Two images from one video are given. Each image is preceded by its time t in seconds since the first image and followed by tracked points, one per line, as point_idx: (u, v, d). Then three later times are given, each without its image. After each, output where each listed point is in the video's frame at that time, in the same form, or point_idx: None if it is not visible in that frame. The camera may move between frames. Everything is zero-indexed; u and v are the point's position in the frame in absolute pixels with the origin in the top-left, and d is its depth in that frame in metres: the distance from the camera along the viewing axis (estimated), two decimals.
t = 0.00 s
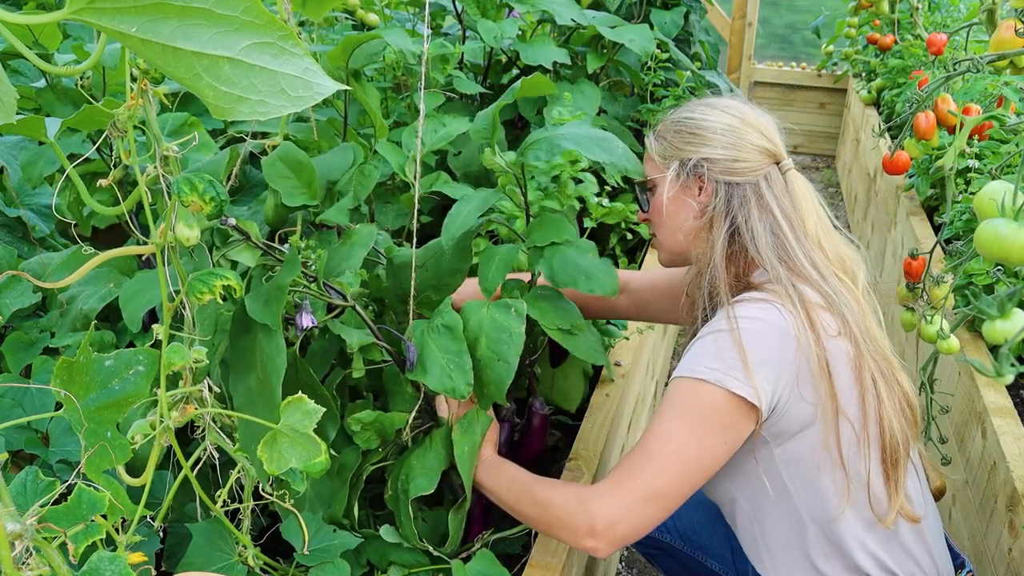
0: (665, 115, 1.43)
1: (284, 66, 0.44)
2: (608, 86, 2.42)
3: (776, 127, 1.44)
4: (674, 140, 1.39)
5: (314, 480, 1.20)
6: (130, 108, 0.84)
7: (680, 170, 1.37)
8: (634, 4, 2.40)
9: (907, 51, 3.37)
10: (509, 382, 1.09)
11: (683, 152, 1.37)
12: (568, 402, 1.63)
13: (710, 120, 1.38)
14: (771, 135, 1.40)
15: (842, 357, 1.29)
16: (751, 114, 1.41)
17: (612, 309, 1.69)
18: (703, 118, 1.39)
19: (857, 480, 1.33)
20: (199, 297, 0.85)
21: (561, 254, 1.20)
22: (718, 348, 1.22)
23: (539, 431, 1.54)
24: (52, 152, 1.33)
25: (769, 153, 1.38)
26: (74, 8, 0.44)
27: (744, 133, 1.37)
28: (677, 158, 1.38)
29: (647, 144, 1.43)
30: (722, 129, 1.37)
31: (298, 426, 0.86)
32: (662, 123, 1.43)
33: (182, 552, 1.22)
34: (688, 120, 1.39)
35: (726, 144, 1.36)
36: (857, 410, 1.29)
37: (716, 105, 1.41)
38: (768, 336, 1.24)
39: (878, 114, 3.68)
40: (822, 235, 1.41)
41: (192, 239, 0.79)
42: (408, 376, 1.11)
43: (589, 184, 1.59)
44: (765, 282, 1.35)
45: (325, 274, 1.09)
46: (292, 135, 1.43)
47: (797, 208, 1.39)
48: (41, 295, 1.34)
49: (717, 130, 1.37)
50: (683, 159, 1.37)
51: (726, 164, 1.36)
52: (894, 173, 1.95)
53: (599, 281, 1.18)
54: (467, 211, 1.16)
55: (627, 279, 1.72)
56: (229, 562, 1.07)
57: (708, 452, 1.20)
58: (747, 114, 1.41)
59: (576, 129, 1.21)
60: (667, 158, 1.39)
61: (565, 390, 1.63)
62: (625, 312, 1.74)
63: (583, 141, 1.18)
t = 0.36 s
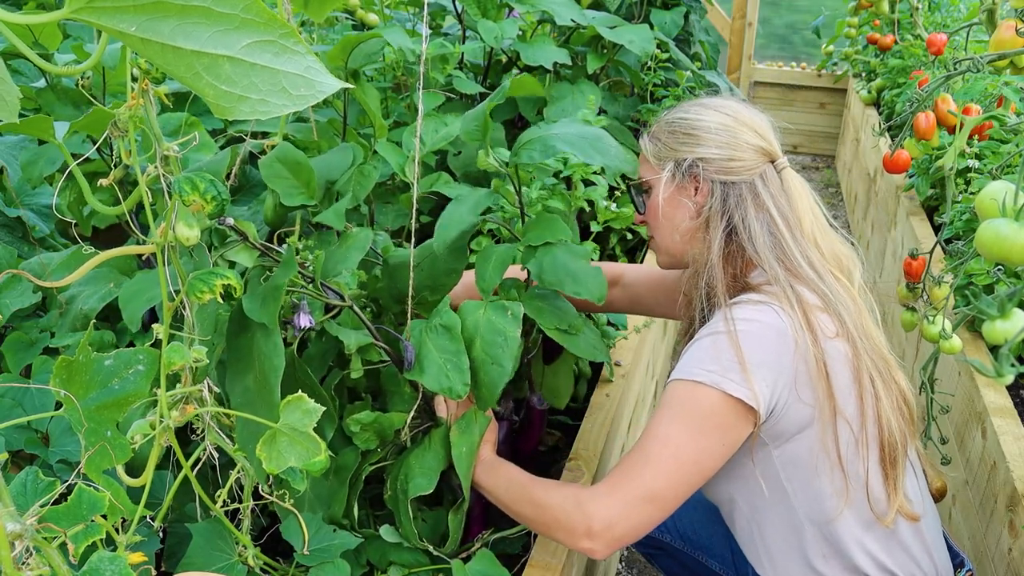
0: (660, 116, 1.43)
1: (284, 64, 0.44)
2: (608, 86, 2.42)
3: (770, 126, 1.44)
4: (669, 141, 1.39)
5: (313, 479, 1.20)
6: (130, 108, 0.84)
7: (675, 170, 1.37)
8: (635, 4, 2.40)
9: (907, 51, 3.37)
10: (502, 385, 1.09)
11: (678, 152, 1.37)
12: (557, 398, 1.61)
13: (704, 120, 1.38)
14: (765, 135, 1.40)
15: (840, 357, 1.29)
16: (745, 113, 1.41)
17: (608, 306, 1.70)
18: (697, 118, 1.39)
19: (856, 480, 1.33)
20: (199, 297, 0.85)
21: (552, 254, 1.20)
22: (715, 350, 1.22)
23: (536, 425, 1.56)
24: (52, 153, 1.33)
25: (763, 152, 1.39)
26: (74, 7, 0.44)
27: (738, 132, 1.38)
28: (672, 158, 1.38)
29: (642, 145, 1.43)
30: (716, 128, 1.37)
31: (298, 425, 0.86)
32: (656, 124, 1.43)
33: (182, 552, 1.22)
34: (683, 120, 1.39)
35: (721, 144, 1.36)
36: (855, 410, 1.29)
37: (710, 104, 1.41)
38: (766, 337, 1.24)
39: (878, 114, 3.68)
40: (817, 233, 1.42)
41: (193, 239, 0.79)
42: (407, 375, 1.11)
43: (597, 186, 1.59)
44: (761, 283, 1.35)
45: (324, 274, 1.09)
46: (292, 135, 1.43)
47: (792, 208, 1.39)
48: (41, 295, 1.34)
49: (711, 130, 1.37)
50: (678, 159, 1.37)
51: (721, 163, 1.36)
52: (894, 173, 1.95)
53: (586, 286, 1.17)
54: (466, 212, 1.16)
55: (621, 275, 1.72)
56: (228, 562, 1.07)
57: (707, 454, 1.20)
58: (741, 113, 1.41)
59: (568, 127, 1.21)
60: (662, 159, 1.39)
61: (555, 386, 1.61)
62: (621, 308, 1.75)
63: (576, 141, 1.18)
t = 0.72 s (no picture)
0: (658, 116, 1.43)
1: (283, 66, 0.44)
2: (608, 86, 2.42)
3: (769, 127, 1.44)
4: (668, 141, 1.39)
5: (313, 479, 1.20)
6: (130, 108, 0.84)
7: (673, 171, 1.37)
8: (635, 4, 2.40)
9: (907, 51, 3.37)
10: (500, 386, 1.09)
11: (676, 153, 1.37)
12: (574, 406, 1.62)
13: (703, 120, 1.38)
14: (764, 136, 1.40)
15: (839, 356, 1.29)
16: (743, 114, 1.41)
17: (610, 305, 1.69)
18: (696, 118, 1.39)
19: (855, 480, 1.33)
20: (199, 297, 0.85)
21: (558, 257, 1.20)
22: (713, 349, 1.22)
23: (540, 432, 1.55)
24: (52, 152, 1.33)
25: (762, 153, 1.39)
26: (73, 8, 0.44)
27: (737, 133, 1.38)
28: (670, 158, 1.37)
29: (640, 145, 1.43)
30: (715, 129, 1.37)
31: (298, 424, 0.86)
32: (655, 125, 1.43)
33: (182, 552, 1.22)
34: (682, 121, 1.39)
35: (719, 145, 1.36)
36: (854, 410, 1.29)
37: (709, 105, 1.41)
38: (764, 337, 1.24)
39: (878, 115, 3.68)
40: (816, 234, 1.42)
41: (193, 240, 0.79)
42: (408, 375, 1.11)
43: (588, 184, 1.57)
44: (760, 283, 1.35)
45: (325, 273, 1.09)
46: (292, 135, 1.43)
47: (791, 208, 1.39)
48: (41, 295, 1.34)
49: (709, 130, 1.37)
50: (676, 160, 1.37)
51: (719, 164, 1.36)
52: (894, 172, 1.95)
53: (593, 287, 1.17)
54: (471, 212, 1.16)
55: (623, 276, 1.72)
56: (228, 562, 1.07)
57: (706, 454, 1.20)
58: (739, 114, 1.41)
59: (580, 129, 1.20)
60: (660, 159, 1.39)
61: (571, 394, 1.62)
62: (622, 308, 1.75)
63: (586, 142, 1.16)
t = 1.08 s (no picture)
0: (656, 118, 1.43)
1: (284, 66, 0.44)
2: (608, 86, 2.42)
3: (766, 128, 1.44)
4: (665, 142, 1.39)
5: (314, 479, 1.20)
6: (130, 109, 0.84)
7: (670, 171, 1.37)
8: (634, 4, 2.40)
9: (907, 51, 3.37)
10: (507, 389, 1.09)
11: (673, 154, 1.37)
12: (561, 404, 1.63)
13: (700, 121, 1.38)
14: (761, 138, 1.40)
15: (834, 355, 1.29)
16: (741, 116, 1.41)
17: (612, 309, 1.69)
18: (693, 120, 1.39)
19: (851, 478, 1.33)
20: (199, 298, 0.85)
21: (565, 264, 1.20)
22: (708, 348, 1.22)
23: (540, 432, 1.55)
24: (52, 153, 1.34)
25: (758, 154, 1.39)
26: (73, 8, 0.44)
27: (734, 134, 1.38)
28: (667, 159, 1.38)
29: (638, 146, 1.43)
30: (712, 130, 1.37)
31: (298, 424, 0.86)
32: (653, 126, 1.43)
33: (182, 552, 1.22)
34: (679, 122, 1.39)
35: (716, 146, 1.36)
36: (849, 408, 1.29)
37: (706, 107, 1.41)
38: (758, 334, 1.24)
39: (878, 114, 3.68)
40: (812, 235, 1.42)
41: (195, 239, 0.79)
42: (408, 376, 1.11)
43: (595, 187, 1.57)
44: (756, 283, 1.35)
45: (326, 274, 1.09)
46: (292, 135, 1.43)
47: (787, 208, 1.39)
48: (41, 295, 1.34)
49: (706, 132, 1.37)
50: (673, 160, 1.37)
51: (715, 165, 1.36)
52: (894, 172, 1.95)
53: (598, 298, 1.18)
54: (481, 216, 1.16)
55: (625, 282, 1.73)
56: (229, 562, 1.07)
57: (703, 453, 1.20)
58: (737, 116, 1.41)
59: (591, 137, 1.20)
60: (657, 160, 1.39)
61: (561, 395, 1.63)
62: (624, 315, 1.75)
63: (595, 153, 1.16)
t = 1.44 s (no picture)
0: (652, 119, 1.43)
1: (283, 67, 0.44)
2: (608, 86, 2.42)
3: (763, 129, 1.45)
4: (662, 143, 1.39)
5: (313, 479, 1.20)
6: (130, 109, 0.84)
7: (668, 172, 1.37)
8: (635, 4, 2.40)
9: (907, 51, 3.37)
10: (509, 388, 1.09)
11: (670, 155, 1.37)
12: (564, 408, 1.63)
13: (697, 122, 1.38)
14: (758, 139, 1.40)
15: (834, 354, 1.29)
16: (737, 117, 1.41)
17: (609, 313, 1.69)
18: (690, 120, 1.39)
19: (851, 477, 1.33)
20: (199, 297, 0.85)
21: (565, 264, 1.20)
22: (707, 349, 1.22)
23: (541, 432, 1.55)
24: (51, 153, 1.33)
25: (756, 155, 1.39)
26: (72, 9, 0.44)
27: (731, 135, 1.38)
28: (664, 160, 1.37)
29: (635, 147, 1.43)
30: (709, 130, 1.37)
31: (298, 424, 0.86)
32: (649, 127, 1.43)
33: (182, 552, 1.22)
34: (676, 123, 1.39)
35: (714, 146, 1.36)
36: (849, 408, 1.29)
37: (703, 108, 1.41)
38: (758, 334, 1.24)
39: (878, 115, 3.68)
40: (810, 235, 1.42)
41: (194, 239, 0.79)
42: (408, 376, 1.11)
43: (587, 184, 1.55)
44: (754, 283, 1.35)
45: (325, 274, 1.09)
46: (292, 135, 1.43)
47: (785, 208, 1.39)
48: (41, 295, 1.34)
49: (703, 132, 1.37)
50: (670, 162, 1.37)
51: (713, 165, 1.36)
52: (894, 172, 1.95)
53: (599, 296, 1.17)
54: (481, 215, 1.16)
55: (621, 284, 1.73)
56: (229, 562, 1.07)
57: (702, 452, 1.20)
58: (733, 117, 1.41)
59: (592, 140, 1.20)
60: (655, 161, 1.39)
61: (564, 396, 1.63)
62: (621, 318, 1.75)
63: (596, 155, 1.16)
